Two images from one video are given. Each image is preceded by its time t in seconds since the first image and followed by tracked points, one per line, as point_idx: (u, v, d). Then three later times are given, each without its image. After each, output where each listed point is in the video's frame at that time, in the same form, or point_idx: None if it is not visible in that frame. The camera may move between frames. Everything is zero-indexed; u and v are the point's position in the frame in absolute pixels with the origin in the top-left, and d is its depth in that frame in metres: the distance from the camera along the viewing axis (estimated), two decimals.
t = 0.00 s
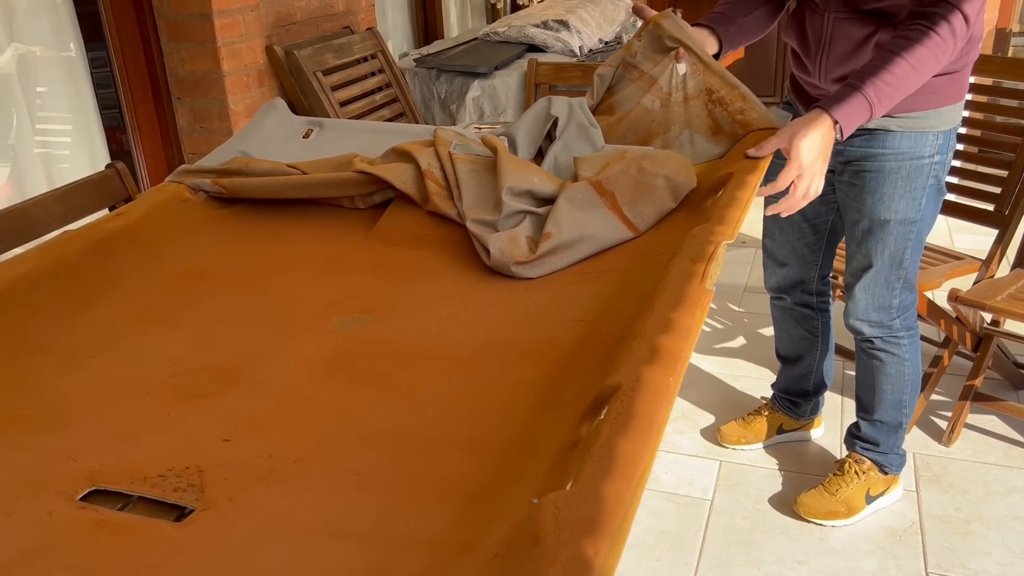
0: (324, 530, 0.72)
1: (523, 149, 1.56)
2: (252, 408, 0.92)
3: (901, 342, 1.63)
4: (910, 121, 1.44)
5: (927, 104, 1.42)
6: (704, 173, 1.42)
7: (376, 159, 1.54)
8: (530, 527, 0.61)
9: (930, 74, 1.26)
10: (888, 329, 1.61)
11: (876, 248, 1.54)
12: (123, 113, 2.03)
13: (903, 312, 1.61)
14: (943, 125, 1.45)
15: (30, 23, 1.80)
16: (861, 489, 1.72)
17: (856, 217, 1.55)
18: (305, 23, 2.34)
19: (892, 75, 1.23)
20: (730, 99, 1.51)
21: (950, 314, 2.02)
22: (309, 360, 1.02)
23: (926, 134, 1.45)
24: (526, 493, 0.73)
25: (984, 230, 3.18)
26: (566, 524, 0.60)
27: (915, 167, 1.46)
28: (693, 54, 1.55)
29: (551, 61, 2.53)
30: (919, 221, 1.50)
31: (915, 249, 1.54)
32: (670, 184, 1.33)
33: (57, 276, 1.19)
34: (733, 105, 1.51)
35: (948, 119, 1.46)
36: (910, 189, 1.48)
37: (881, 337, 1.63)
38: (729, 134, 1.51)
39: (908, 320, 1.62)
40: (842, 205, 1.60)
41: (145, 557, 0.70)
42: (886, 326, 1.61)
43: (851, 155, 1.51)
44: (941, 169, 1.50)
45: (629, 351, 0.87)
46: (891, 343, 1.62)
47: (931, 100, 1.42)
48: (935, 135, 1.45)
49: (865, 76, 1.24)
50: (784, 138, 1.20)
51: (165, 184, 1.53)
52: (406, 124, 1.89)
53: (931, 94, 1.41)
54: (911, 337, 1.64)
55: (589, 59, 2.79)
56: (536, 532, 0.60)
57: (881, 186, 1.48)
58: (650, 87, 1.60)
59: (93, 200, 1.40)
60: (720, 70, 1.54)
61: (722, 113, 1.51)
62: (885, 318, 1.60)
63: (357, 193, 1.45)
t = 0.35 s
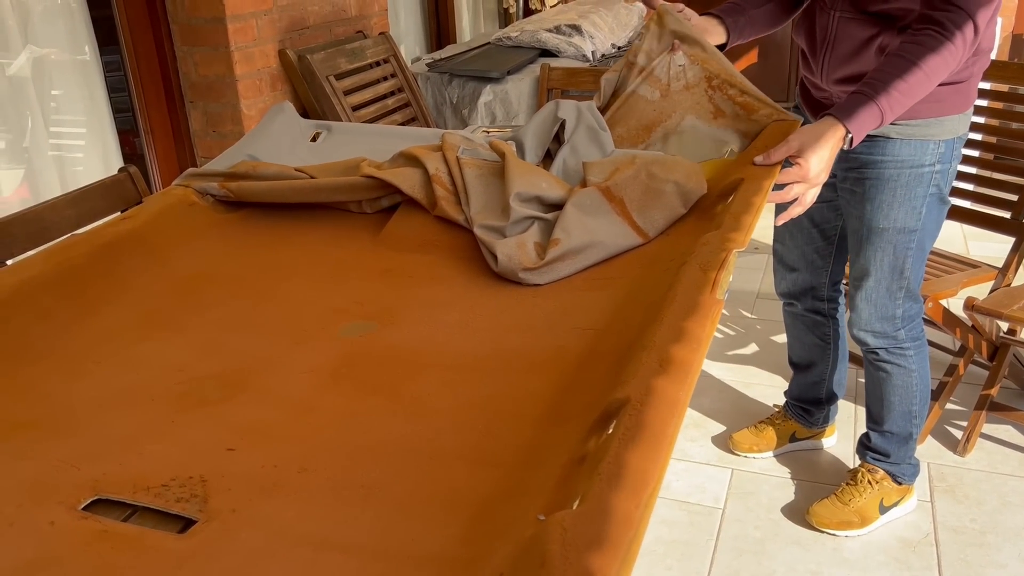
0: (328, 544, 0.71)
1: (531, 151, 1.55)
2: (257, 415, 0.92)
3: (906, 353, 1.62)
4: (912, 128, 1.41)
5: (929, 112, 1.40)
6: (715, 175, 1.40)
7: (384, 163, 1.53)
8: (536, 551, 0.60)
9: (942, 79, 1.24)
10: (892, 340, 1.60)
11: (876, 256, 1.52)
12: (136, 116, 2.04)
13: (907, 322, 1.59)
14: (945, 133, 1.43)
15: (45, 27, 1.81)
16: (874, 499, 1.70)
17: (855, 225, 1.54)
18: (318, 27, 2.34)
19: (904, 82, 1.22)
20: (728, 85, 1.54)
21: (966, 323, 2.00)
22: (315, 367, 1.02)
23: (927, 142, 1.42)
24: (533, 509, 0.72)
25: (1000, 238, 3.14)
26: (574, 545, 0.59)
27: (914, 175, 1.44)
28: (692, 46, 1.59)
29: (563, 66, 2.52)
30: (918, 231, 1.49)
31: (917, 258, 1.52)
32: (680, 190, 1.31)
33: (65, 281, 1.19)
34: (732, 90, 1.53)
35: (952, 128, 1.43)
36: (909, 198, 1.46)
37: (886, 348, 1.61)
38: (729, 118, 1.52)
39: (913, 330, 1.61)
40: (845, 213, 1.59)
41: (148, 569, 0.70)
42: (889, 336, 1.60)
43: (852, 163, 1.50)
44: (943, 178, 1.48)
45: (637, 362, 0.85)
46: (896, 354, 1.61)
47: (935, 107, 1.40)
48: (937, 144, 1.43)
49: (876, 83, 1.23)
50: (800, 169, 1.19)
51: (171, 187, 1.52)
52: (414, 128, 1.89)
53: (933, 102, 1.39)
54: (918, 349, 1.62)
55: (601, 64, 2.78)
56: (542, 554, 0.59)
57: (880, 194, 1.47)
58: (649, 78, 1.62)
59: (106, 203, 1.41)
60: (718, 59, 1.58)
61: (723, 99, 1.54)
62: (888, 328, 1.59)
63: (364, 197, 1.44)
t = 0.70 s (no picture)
0: (337, 554, 0.71)
1: (547, 155, 1.54)
2: (267, 423, 0.92)
3: (921, 361, 1.60)
4: (928, 133, 1.39)
5: (947, 117, 1.38)
6: (733, 180, 1.38)
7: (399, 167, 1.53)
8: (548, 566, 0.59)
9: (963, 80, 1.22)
10: (907, 347, 1.58)
11: (891, 262, 1.51)
12: (151, 119, 2.05)
13: (923, 330, 1.58)
14: (963, 139, 1.40)
15: (61, 31, 1.82)
16: (890, 506, 1.67)
17: (870, 231, 1.52)
18: (333, 30, 2.35)
19: (924, 84, 1.20)
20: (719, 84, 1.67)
21: (984, 329, 1.97)
22: (327, 374, 1.01)
23: (943, 147, 1.40)
24: (544, 522, 0.71)
25: (1019, 243, 3.10)
26: (586, 561, 0.57)
27: (930, 181, 1.42)
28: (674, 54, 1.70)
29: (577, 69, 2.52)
30: (934, 237, 1.47)
31: (932, 265, 1.51)
32: (697, 194, 1.29)
33: (80, 286, 1.20)
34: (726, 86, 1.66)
35: (970, 134, 1.40)
36: (924, 204, 1.44)
37: (901, 356, 1.60)
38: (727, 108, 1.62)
39: (929, 338, 1.59)
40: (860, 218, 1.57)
41: None
42: (904, 343, 1.58)
43: (868, 169, 1.48)
44: (960, 183, 1.46)
45: (650, 370, 0.84)
46: (912, 363, 1.60)
47: (953, 112, 1.37)
48: (953, 149, 1.41)
49: (896, 85, 1.21)
50: (819, 179, 1.17)
51: (188, 191, 1.53)
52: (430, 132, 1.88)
53: (950, 106, 1.37)
54: (933, 357, 1.61)
55: (615, 67, 2.77)
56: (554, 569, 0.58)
57: (895, 200, 1.45)
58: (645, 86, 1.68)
59: (122, 207, 1.41)
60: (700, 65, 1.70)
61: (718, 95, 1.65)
62: (904, 335, 1.57)
63: (378, 202, 1.44)
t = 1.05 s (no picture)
0: (356, 552, 0.71)
1: (559, 154, 1.54)
2: (285, 420, 0.93)
3: (937, 360, 1.59)
4: (942, 131, 1.38)
5: (959, 114, 1.37)
6: (744, 176, 1.38)
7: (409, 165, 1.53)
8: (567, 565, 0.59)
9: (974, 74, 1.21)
10: (923, 346, 1.58)
11: (906, 260, 1.50)
12: (168, 118, 2.07)
13: (938, 328, 1.57)
14: (976, 137, 1.40)
15: (79, 31, 1.84)
16: (907, 508, 1.67)
17: (884, 228, 1.51)
18: (348, 30, 2.36)
19: (934, 78, 1.19)
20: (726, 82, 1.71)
21: (1002, 330, 1.95)
22: (343, 372, 1.02)
23: (957, 145, 1.39)
24: (562, 519, 0.71)
25: None
26: (605, 560, 0.57)
27: (945, 178, 1.41)
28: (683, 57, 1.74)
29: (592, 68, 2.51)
30: (949, 234, 1.46)
31: (947, 263, 1.50)
32: (707, 189, 1.30)
33: (97, 283, 1.21)
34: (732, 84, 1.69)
35: (983, 131, 1.40)
36: (939, 201, 1.43)
37: (917, 354, 1.59)
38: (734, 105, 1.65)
39: (945, 336, 1.58)
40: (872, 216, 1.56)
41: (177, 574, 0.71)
42: (920, 342, 1.57)
43: (881, 166, 1.47)
44: (973, 181, 1.45)
45: (666, 368, 0.84)
46: (927, 361, 1.59)
47: (967, 110, 1.37)
48: (967, 147, 1.40)
49: (905, 80, 1.20)
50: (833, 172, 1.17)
51: (199, 189, 1.53)
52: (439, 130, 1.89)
53: (962, 104, 1.36)
54: (949, 355, 1.60)
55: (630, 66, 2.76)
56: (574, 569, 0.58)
57: (909, 197, 1.44)
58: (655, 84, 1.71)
59: (139, 206, 1.42)
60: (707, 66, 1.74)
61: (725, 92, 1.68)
62: (919, 334, 1.57)
63: (390, 200, 1.44)
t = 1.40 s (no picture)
0: (366, 550, 0.71)
1: (576, 158, 1.54)
2: (297, 417, 0.93)
3: (950, 357, 1.58)
4: (950, 127, 1.36)
5: (968, 111, 1.35)
6: (760, 181, 1.37)
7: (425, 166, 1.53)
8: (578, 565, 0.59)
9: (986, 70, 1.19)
10: (935, 344, 1.57)
11: (918, 257, 1.48)
12: (182, 115, 2.08)
13: (951, 326, 1.56)
14: (986, 132, 1.38)
15: (94, 26, 1.85)
16: (921, 508, 1.66)
17: (894, 225, 1.50)
18: (361, 27, 2.36)
19: (947, 75, 1.17)
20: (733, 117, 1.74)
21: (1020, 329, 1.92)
22: (355, 370, 1.02)
23: (967, 142, 1.38)
24: (571, 520, 0.71)
25: None
26: (616, 561, 0.57)
27: (955, 175, 1.40)
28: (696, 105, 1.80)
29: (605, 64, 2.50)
30: (960, 231, 1.44)
31: (959, 259, 1.48)
32: (722, 193, 1.29)
33: (111, 282, 1.21)
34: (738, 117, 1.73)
35: (993, 127, 1.38)
36: (949, 198, 1.42)
37: (929, 352, 1.58)
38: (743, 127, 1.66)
39: (956, 334, 1.58)
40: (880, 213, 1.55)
41: (188, 570, 0.71)
42: (933, 340, 1.56)
43: (888, 164, 1.45)
44: (984, 176, 1.43)
45: (678, 371, 0.84)
46: (940, 359, 1.58)
47: (976, 105, 1.35)
48: (977, 143, 1.38)
49: (917, 78, 1.18)
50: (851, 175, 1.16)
51: (215, 187, 1.54)
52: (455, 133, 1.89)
53: (972, 100, 1.34)
54: (962, 352, 1.59)
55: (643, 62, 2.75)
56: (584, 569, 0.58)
57: (919, 194, 1.43)
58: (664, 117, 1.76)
59: (152, 204, 1.43)
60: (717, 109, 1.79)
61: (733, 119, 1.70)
62: (932, 331, 1.55)
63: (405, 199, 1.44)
